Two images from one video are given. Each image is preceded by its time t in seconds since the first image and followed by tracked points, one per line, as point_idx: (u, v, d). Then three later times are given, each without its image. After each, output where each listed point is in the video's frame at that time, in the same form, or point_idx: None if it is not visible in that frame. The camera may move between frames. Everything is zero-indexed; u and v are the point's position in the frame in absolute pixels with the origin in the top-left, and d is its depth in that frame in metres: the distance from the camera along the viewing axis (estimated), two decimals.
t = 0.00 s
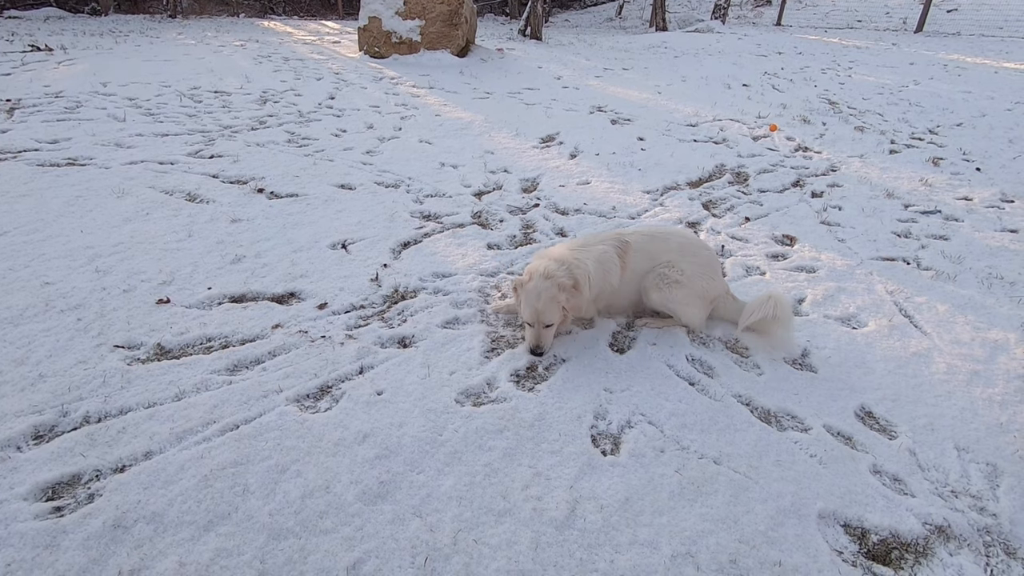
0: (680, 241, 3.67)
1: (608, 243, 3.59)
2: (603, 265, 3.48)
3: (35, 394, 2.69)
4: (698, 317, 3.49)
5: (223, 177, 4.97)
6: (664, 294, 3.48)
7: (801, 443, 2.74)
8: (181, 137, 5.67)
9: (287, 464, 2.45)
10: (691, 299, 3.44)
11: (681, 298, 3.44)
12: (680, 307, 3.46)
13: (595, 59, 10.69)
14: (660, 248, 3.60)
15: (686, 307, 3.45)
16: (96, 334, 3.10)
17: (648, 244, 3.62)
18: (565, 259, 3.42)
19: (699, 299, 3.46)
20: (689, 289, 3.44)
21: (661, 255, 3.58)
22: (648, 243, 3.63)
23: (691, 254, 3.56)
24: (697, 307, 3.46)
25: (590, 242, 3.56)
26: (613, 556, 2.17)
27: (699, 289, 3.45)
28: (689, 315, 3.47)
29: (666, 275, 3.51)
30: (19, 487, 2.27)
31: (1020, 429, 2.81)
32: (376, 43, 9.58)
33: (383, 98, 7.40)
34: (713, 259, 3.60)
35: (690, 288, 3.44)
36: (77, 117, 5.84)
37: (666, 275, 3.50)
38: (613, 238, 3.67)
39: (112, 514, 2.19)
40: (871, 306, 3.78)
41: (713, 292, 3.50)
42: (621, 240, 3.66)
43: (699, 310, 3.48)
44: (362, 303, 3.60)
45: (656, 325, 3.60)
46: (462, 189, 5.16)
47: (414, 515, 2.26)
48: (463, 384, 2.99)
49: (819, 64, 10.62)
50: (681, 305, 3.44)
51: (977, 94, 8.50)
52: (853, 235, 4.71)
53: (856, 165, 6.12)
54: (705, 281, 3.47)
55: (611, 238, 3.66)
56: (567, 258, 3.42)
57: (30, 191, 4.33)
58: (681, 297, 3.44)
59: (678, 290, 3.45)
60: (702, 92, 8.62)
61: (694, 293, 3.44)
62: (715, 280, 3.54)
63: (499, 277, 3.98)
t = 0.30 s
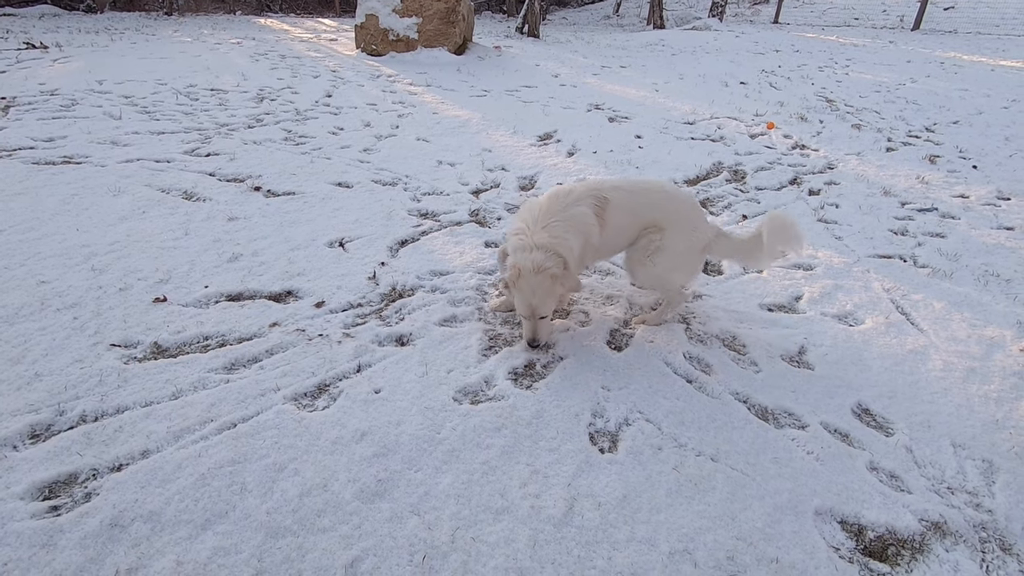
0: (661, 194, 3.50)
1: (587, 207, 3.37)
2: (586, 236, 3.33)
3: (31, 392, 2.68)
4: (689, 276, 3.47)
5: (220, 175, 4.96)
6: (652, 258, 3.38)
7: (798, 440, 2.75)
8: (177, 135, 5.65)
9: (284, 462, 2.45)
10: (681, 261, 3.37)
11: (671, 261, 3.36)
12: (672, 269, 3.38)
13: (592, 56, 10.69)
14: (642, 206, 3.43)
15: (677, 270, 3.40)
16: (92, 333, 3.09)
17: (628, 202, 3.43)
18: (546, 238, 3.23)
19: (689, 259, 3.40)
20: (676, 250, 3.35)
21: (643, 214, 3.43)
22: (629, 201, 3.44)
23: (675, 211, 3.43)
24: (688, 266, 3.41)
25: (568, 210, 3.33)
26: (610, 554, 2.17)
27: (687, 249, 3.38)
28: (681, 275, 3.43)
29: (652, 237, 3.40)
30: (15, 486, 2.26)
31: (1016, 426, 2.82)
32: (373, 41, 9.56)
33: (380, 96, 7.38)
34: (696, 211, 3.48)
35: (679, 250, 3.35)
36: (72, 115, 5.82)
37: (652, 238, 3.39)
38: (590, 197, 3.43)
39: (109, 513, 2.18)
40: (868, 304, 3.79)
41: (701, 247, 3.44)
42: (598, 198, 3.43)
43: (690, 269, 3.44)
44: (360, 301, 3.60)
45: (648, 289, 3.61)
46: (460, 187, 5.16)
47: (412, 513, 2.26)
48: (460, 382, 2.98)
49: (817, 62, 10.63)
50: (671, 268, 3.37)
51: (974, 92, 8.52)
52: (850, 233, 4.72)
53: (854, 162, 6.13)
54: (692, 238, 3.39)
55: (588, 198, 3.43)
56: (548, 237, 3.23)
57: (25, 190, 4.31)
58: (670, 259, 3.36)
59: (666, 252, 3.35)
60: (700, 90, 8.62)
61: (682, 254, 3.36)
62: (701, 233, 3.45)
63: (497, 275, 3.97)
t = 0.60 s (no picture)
0: (613, 168, 3.38)
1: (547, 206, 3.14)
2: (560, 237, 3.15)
3: (31, 390, 2.68)
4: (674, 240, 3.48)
5: (219, 173, 4.95)
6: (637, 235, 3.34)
7: (798, 439, 2.75)
8: (176, 132, 5.63)
9: (285, 460, 2.44)
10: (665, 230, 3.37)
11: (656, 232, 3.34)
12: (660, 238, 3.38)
13: (591, 54, 10.67)
14: (605, 188, 3.30)
15: (664, 239, 3.40)
16: (92, 331, 3.08)
17: (588, 188, 3.27)
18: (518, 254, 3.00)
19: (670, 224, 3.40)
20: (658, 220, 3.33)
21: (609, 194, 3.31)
22: (588, 186, 3.28)
23: (638, 180, 3.35)
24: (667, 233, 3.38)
25: (531, 217, 3.07)
26: (611, 551, 2.17)
27: (666, 214, 3.36)
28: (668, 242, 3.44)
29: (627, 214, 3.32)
30: (15, 484, 2.26)
31: (1015, 424, 2.83)
32: (372, 39, 9.53)
33: (379, 94, 7.36)
34: (654, 173, 3.41)
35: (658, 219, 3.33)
36: (70, 112, 5.80)
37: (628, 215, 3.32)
38: (544, 194, 3.20)
39: (110, 511, 2.18)
40: (867, 302, 3.80)
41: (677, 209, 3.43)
42: (554, 194, 3.21)
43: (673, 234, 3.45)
44: (360, 299, 3.59)
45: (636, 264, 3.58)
46: (459, 185, 5.15)
47: (413, 511, 2.26)
48: (461, 380, 2.98)
49: (816, 61, 10.62)
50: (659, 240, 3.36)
51: (973, 91, 8.52)
52: (849, 231, 4.72)
53: (853, 161, 6.13)
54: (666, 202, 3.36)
55: (544, 195, 3.20)
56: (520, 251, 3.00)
57: (24, 187, 4.30)
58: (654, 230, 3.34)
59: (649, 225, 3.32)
60: (699, 88, 8.61)
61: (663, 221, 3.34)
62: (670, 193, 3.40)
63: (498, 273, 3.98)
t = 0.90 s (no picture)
0: (592, 170, 3.22)
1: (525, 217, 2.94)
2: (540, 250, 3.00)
3: (38, 385, 2.69)
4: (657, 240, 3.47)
5: (224, 170, 4.96)
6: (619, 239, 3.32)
7: (803, 438, 2.75)
8: (181, 129, 5.65)
9: (291, 457, 2.45)
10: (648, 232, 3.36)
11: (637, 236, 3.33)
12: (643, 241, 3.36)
13: (596, 52, 10.64)
14: (586, 193, 3.14)
15: (648, 241, 3.38)
16: (99, 327, 3.10)
17: (568, 194, 3.09)
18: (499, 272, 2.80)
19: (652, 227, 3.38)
20: (639, 224, 3.30)
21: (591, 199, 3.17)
22: (569, 192, 3.10)
23: (617, 182, 3.25)
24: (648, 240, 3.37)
25: (511, 230, 2.86)
26: (616, 550, 2.17)
27: (647, 215, 3.34)
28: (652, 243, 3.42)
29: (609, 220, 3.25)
30: (24, 479, 2.27)
31: (1021, 425, 2.82)
32: (376, 36, 9.52)
33: (384, 92, 7.37)
34: (632, 174, 3.32)
35: (640, 223, 3.30)
36: (77, 109, 5.82)
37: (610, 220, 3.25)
38: (519, 203, 2.99)
39: (117, 506, 2.19)
40: (873, 302, 3.79)
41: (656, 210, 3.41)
42: (531, 202, 3.01)
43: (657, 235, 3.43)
44: (365, 297, 3.60)
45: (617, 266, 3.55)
46: (464, 182, 5.15)
47: (419, 508, 2.27)
48: (466, 378, 2.99)
49: (822, 59, 10.58)
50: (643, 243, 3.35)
51: (979, 90, 8.47)
52: (854, 231, 4.71)
53: (858, 160, 6.10)
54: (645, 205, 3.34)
55: (520, 205, 2.99)
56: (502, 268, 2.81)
57: (31, 184, 4.32)
58: (637, 234, 3.32)
59: (630, 228, 3.29)
60: (704, 86, 8.59)
61: (645, 224, 3.32)
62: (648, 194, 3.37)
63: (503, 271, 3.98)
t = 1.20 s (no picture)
0: (557, 172, 3.06)
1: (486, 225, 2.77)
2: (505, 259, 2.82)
3: (55, 377, 2.73)
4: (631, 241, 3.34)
5: (237, 165, 4.99)
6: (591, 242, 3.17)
7: (816, 438, 2.73)
8: (193, 125, 5.68)
9: (304, 450, 2.47)
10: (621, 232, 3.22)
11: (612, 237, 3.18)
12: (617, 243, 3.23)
13: (606, 50, 10.60)
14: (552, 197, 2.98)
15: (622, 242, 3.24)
16: (114, 320, 3.13)
17: (532, 198, 2.93)
18: (459, 285, 2.65)
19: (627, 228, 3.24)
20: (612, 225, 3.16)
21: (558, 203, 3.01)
22: (532, 196, 2.94)
23: (585, 183, 3.11)
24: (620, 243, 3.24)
25: (471, 240, 2.69)
26: (627, 547, 2.17)
27: (620, 216, 3.20)
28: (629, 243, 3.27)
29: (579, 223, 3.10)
30: (42, 469, 2.30)
31: None
32: (387, 32, 9.53)
33: (394, 88, 7.38)
34: (600, 173, 3.18)
35: (614, 223, 3.16)
36: (91, 105, 5.87)
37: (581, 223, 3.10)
38: (478, 212, 2.84)
39: (133, 496, 2.22)
40: (887, 301, 3.75)
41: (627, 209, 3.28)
42: (492, 208, 2.85)
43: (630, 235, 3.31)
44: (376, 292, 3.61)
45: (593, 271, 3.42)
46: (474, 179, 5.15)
47: (430, 503, 2.28)
48: (477, 375, 3.00)
49: (835, 57, 10.48)
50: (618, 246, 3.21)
51: (996, 88, 8.36)
52: (868, 230, 4.66)
53: (872, 159, 6.04)
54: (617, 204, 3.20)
55: (479, 213, 2.83)
56: (462, 282, 2.64)
57: (47, 178, 4.36)
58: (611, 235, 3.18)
59: (600, 231, 3.16)
60: (715, 84, 8.54)
61: (618, 224, 3.18)
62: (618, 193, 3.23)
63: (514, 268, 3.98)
